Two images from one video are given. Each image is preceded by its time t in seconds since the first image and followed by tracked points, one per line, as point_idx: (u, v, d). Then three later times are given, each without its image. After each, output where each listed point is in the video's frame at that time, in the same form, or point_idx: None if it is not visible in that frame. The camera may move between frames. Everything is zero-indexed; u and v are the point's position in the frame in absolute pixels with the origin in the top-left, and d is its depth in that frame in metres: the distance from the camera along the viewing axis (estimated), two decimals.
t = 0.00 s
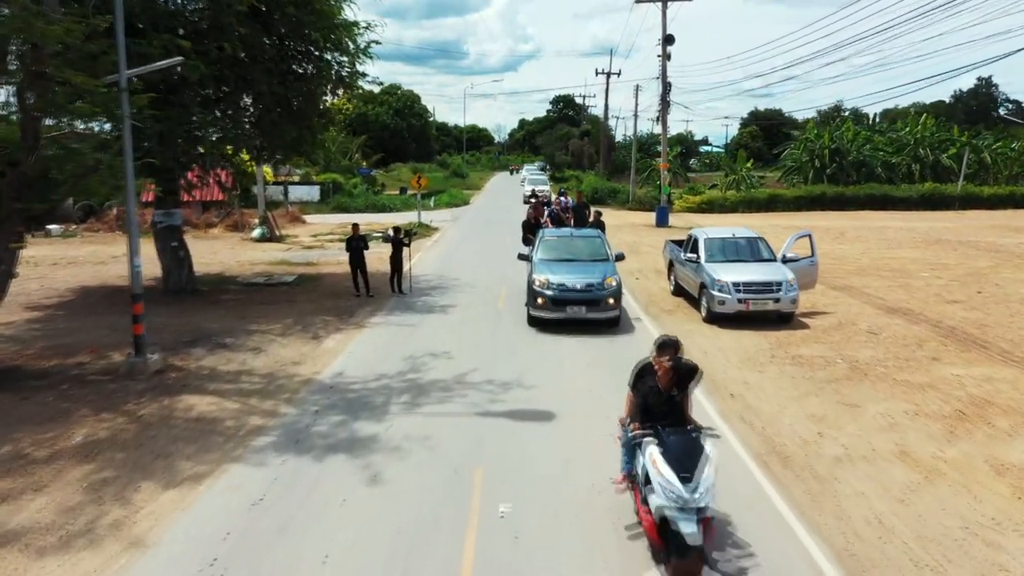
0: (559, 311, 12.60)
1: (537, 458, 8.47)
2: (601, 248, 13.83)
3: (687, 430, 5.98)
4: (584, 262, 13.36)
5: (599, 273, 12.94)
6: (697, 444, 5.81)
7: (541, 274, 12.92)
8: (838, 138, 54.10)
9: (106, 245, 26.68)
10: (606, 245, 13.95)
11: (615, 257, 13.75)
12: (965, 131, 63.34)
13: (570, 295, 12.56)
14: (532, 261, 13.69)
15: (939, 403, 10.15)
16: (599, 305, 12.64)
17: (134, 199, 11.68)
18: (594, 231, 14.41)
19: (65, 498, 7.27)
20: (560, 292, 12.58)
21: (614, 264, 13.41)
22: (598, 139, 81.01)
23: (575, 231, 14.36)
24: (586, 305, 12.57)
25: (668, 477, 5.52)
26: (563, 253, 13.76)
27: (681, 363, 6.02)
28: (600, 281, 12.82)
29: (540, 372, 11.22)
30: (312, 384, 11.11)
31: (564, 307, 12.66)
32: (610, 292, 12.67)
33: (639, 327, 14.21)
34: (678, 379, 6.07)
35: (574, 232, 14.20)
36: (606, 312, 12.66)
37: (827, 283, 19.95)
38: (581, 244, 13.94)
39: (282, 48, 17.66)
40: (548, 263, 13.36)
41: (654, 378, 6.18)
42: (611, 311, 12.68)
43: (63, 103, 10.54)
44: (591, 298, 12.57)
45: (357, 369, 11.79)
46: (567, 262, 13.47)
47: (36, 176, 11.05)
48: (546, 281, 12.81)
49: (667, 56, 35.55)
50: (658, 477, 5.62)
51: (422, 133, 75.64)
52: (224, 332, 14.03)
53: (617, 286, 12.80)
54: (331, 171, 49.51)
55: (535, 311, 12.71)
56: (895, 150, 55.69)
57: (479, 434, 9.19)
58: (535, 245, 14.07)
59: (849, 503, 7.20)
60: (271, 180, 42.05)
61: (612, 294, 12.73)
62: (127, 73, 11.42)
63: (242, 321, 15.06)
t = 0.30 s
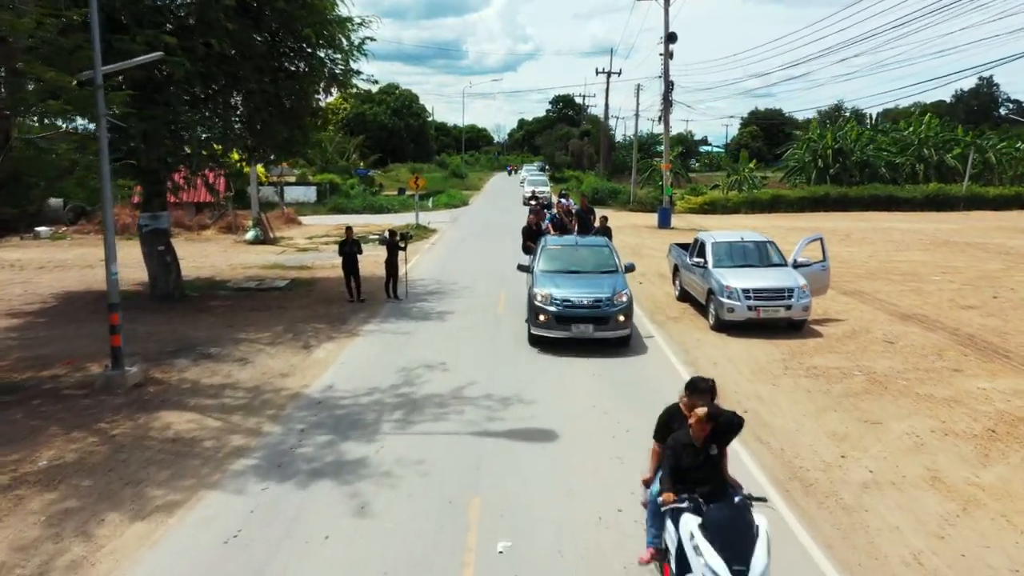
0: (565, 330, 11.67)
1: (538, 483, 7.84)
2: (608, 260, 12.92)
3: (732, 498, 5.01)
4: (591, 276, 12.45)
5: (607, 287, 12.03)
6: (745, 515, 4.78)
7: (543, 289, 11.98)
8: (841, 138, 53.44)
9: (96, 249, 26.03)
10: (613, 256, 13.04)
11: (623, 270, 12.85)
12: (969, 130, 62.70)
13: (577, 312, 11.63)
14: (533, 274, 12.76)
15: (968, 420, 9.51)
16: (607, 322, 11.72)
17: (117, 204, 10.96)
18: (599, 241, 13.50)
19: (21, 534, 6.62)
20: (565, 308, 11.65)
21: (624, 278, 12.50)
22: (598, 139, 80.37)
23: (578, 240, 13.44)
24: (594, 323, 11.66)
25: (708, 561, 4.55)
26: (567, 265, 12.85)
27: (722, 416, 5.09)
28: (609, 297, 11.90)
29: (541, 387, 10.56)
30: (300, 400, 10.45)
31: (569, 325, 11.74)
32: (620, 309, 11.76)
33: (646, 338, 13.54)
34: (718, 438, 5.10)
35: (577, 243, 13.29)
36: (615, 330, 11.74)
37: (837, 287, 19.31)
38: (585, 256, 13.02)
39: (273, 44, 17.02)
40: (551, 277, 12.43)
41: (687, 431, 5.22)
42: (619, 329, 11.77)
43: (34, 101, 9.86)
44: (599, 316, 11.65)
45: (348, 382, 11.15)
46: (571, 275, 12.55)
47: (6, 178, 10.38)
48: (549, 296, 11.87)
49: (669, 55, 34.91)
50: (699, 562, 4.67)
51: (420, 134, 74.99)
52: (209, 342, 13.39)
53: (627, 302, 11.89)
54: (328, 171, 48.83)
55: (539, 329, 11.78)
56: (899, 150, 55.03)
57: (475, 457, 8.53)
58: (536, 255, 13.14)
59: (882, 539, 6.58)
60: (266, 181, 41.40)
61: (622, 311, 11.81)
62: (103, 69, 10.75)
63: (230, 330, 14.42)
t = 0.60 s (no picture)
0: (569, 354, 10.43)
1: (538, 513, 7.22)
2: (617, 275, 11.70)
3: None
4: (600, 293, 11.22)
5: (616, 305, 10.79)
6: None
7: (545, 308, 10.76)
8: (844, 138, 52.80)
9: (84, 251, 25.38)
10: (622, 270, 11.83)
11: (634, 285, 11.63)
12: (973, 130, 62.04)
13: (582, 335, 10.40)
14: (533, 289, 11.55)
15: (999, 441, 8.87)
16: (617, 345, 10.47)
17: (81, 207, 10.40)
18: (607, 252, 12.28)
19: None
20: (569, 330, 10.42)
21: (636, 295, 11.27)
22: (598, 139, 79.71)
23: (584, 252, 12.25)
24: (603, 345, 10.42)
25: None
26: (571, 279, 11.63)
27: (779, 493, 3.54)
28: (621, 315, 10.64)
29: (543, 404, 9.90)
30: (284, 417, 9.80)
31: (573, 348, 10.50)
32: (631, 330, 10.51)
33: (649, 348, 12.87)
34: (778, 523, 3.52)
35: (583, 255, 12.08)
36: (626, 354, 10.49)
37: (847, 292, 18.67)
38: (592, 269, 11.80)
39: (262, 40, 16.41)
40: (553, 293, 11.21)
41: (741, 518, 3.66)
42: (631, 352, 10.52)
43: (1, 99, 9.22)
44: (608, 338, 10.41)
45: (337, 397, 10.51)
46: (576, 290, 11.33)
47: None
48: (550, 315, 10.64)
49: (671, 53, 34.26)
50: None
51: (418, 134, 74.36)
52: (193, 353, 12.75)
53: (639, 322, 10.64)
54: (325, 172, 48.19)
55: (540, 352, 10.52)
56: (904, 151, 54.38)
57: (471, 482, 7.86)
58: (537, 268, 11.92)
59: None
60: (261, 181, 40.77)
61: (636, 331, 10.54)
62: (75, 65, 10.21)
63: (216, 338, 13.78)
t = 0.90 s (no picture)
0: (574, 382, 9.23)
1: (536, 546, 6.60)
2: (627, 290, 10.49)
3: None
4: (609, 310, 10.03)
5: (628, 326, 9.59)
6: None
7: (546, 329, 9.55)
8: (847, 138, 52.18)
9: (72, 255, 24.74)
10: (632, 283, 10.63)
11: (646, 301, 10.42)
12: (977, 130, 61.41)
13: (589, 361, 9.20)
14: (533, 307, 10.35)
15: None
16: (629, 373, 9.27)
17: (53, 205, 10.14)
18: (615, 263, 11.08)
19: None
20: (574, 356, 9.22)
21: (649, 312, 10.08)
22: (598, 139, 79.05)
23: (590, 264, 11.04)
24: (612, 373, 9.22)
25: None
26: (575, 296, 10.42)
27: None
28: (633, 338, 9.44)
29: (542, 424, 9.28)
30: (266, 436, 9.18)
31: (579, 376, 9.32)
32: (645, 355, 9.30)
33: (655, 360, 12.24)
34: None
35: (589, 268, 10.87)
36: (639, 382, 9.28)
37: (857, 297, 18.05)
38: (599, 284, 10.59)
39: (250, 37, 15.79)
40: (556, 312, 10.00)
41: None
42: (644, 381, 9.31)
43: None
44: (619, 364, 9.20)
45: (323, 413, 9.88)
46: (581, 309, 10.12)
47: None
48: (553, 338, 9.47)
49: (673, 51, 33.63)
50: None
51: (417, 134, 73.66)
52: (175, 364, 12.12)
53: (654, 346, 9.43)
54: (322, 173, 47.55)
55: (541, 381, 9.35)
56: (908, 151, 53.77)
57: (464, 511, 7.24)
58: (537, 283, 10.72)
59: None
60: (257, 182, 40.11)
61: (649, 356, 9.34)
62: (43, 63, 9.61)
63: (200, 348, 13.15)
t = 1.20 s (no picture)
0: (579, 423, 7.90)
1: None
2: (639, 312, 9.17)
3: None
4: (620, 336, 8.69)
5: (642, 356, 8.25)
6: None
7: (547, 359, 8.22)
8: (851, 138, 51.57)
9: (58, 258, 24.08)
10: (645, 303, 9.30)
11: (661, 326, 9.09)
12: (981, 131, 60.82)
13: (597, 399, 7.87)
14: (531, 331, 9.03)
15: None
16: (644, 414, 7.94)
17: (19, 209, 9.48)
18: (626, 280, 9.75)
19: None
20: (580, 393, 7.89)
21: (666, 338, 8.73)
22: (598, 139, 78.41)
23: (597, 280, 9.71)
24: (624, 413, 7.89)
25: None
26: (581, 317, 9.09)
27: None
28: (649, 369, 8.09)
29: (540, 446, 8.64)
30: (245, 460, 8.53)
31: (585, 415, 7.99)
32: (663, 392, 7.97)
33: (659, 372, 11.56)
34: None
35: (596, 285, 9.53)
36: (655, 424, 7.95)
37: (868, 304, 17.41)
38: (608, 305, 9.26)
39: (236, 33, 15.19)
40: (559, 338, 8.67)
41: None
42: (662, 422, 7.98)
43: None
44: (631, 404, 7.87)
45: (307, 434, 9.23)
46: (588, 334, 8.79)
47: None
48: (555, 369, 8.14)
49: (675, 50, 32.99)
50: None
51: (415, 134, 73.00)
52: (153, 377, 11.46)
53: (673, 382, 8.10)
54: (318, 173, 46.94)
55: (541, 420, 8.03)
56: (912, 151, 53.17)
57: (454, 548, 6.60)
58: (538, 302, 9.39)
59: None
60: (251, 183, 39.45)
61: (667, 392, 8.00)
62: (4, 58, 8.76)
63: (182, 360, 12.49)
